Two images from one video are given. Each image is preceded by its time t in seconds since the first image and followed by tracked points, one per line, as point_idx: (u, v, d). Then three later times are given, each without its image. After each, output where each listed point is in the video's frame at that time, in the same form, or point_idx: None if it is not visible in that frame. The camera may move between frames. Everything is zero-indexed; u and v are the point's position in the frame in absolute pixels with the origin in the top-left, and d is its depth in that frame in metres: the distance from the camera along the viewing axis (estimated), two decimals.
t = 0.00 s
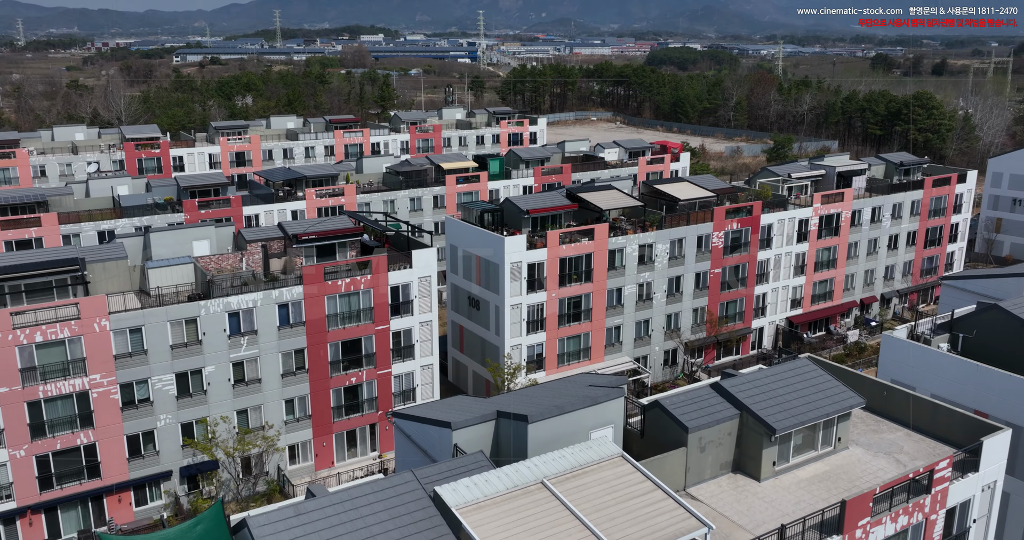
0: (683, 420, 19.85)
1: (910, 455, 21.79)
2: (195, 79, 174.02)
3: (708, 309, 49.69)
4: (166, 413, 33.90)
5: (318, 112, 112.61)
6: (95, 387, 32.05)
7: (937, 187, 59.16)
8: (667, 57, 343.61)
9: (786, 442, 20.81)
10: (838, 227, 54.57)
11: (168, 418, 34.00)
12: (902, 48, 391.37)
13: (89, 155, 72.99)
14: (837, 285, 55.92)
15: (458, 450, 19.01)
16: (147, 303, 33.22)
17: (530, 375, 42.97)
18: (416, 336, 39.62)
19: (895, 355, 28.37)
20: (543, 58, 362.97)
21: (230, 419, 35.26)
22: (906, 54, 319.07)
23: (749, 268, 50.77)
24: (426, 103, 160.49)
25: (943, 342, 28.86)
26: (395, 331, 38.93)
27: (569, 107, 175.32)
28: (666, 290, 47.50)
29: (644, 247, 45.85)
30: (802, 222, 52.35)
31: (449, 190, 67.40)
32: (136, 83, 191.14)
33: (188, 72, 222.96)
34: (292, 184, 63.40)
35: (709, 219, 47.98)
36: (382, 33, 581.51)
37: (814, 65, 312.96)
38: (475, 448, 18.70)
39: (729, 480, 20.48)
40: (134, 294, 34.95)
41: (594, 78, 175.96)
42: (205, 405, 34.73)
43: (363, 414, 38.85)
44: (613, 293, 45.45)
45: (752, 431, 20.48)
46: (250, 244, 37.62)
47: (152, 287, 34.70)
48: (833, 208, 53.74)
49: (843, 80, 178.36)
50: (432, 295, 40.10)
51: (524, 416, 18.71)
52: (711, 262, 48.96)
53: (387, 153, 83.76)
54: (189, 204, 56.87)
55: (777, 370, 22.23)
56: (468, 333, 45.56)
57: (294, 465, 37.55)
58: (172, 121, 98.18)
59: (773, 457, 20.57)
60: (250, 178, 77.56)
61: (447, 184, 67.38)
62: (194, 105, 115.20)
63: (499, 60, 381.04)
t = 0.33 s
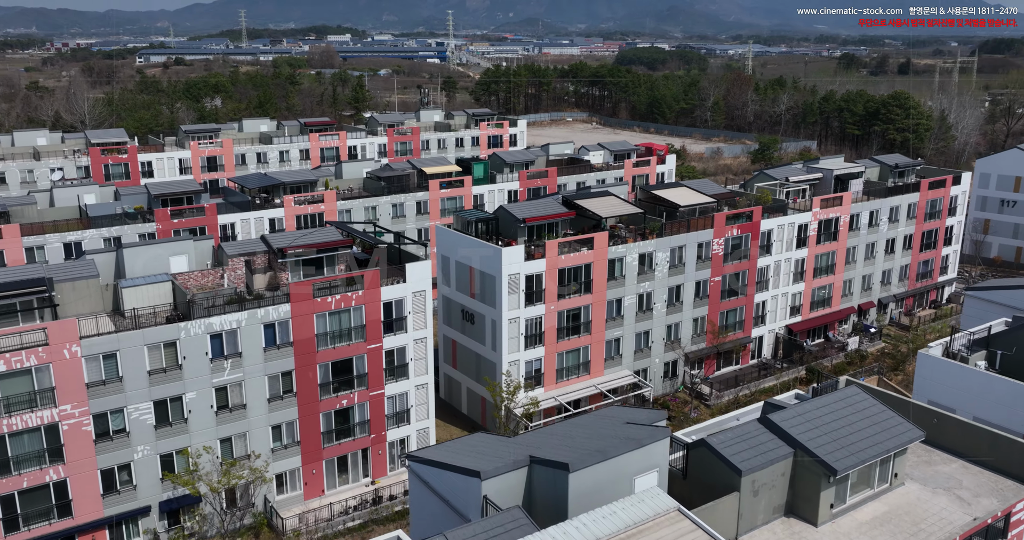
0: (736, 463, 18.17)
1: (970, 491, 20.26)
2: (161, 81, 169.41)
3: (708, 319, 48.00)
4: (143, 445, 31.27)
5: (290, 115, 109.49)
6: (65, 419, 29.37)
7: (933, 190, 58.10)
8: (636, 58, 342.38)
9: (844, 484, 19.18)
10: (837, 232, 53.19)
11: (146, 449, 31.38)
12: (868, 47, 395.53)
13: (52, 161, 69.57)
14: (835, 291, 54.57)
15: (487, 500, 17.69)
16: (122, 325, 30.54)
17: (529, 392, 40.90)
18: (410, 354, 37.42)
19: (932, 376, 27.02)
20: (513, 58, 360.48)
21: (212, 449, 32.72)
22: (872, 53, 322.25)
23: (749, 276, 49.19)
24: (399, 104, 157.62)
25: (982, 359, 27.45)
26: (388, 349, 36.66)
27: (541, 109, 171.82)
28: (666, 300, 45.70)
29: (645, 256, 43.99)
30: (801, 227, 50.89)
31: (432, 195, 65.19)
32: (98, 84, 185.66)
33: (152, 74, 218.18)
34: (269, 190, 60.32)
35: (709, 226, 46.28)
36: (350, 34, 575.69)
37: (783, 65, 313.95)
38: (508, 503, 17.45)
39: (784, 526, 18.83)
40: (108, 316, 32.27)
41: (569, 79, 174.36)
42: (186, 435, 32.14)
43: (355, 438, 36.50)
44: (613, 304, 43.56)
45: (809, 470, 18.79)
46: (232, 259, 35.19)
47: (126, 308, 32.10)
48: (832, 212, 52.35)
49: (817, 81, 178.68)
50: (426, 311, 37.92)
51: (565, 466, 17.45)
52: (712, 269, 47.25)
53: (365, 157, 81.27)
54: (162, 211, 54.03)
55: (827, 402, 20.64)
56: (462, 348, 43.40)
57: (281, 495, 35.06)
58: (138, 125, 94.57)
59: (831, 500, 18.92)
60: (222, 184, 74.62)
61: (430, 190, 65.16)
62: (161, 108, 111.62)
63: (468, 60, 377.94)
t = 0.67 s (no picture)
0: (806, 516, 19.01)
1: None
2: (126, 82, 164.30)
3: (711, 329, 46.24)
4: (121, 481, 28.66)
5: (263, 117, 106.03)
6: (34, 457, 26.78)
7: (931, 193, 56.94)
8: (607, 58, 340.68)
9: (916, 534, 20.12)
10: (838, 238, 51.69)
11: (123, 486, 28.78)
12: (837, 47, 398.98)
13: (14, 167, 66.02)
14: (836, 298, 53.09)
15: None
16: (96, 352, 27.97)
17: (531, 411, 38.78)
18: (406, 376, 35.16)
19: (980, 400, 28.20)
20: (484, 58, 357.27)
21: (196, 484, 30.20)
22: (840, 53, 324.59)
23: (750, 285, 47.51)
24: (374, 105, 154.33)
25: None
26: (383, 371, 34.32)
27: (520, 109, 170.77)
28: (669, 311, 43.83)
29: (647, 266, 42.05)
30: (802, 233, 49.30)
31: (417, 201, 62.62)
32: (60, 86, 179.84)
33: (117, 75, 212.80)
34: (246, 198, 58.25)
35: (712, 233, 44.47)
36: (319, 34, 568.94)
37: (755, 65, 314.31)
38: None
39: None
40: (79, 340, 29.59)
41: (545, 79, 172.22)
42: (168, 468, 29.59)
43: (348, 466, 34.13)
44: (615, 316, 41.57)
45: (880, 518, 19.85)
46: (215, 275, 32.51)
47: (101, 333, 29.47)
48: (834, 217, 50.81)
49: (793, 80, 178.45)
50: (423, 328, 35.71)
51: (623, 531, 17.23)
52: (714, 278, 45.46)
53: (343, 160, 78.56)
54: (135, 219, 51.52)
55: (884, 444, 21.55)
56: (457, 365, 41.16)
57: (271, 529, 32.64)
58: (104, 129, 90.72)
59: None
60: (195, 191, 71.59)
61: (414, 195, 62.66)
62: (129, 110, 107.88)
63: (440, 60, 374.21)
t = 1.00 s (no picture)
0: None
1: None
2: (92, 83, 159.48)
3: (716, 341, 44.46)
4: (98, 524, 26.15)
5: (237, 120, 102.87)
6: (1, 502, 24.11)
7: (932, 196, 55.69)
8: (580, 58, 338.54)
9: None
10: (842, 243, 50.17)
11: (101, 529, 26.26)
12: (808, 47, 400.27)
13: None
14: (840, 304, 51.58)
15: None
16: (70, 384, 25.38)
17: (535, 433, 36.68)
18: (405, 399, 32.89)
19: None
20: (457, 58, 353.74)
21: (181, 523, 27.73)
22: (812, 53, 325.46)
23: (756, 294, 45.77)
24: (349, 106, 151.15)
25: None
26: (381, 395, 32.04)
27: (498, 110, 168.44)
28: (675, 323, 41.93)
29: (653, 276, 40.13)
30: (807, 239, 47.69)
31: (403, 207, 60.26)
32: (22, 87, 174.24)
33: (84, 76, 208.48)
34: (224, 206, 55.21)
35: (718, 241, 42.64)
36: (289, 33, 561.78)
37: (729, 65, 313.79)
38: None
39: None
40: (52, 370, 26.93)
41: (523, 79, 170.10)
42: (150, 508, 27.10)
43: (344, 497, 31.77)
44: (621, 330, 39.59)
45: None
46: (198, 296, 30.10)
47: (75, 363, 26.86)
48: (838, 222, 49.26)
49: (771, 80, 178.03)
50: (422, 348, 33.49)
51: None
52: (720, 288, 43.68)
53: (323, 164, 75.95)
54: (106, 231, 48.49)
55: (965, 497, 21.66)
56: (456, 383, 38.96)
57: None
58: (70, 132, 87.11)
59: None
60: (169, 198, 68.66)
61: (400, 201, 60.36)
62: (96, 113, 104.33)
63: (412, 60, 370.15)
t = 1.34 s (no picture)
0: None
1: None
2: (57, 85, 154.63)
3: (724, 354, 42.65)
4: None
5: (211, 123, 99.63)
6: None
7: (935, 200, 54.36)
8: (554, 58, 336.36)
9: None
10: (848, 249, 48.62)
11: None
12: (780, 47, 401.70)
13: None
14: (845, 312, 50.06)
15: None
16: (40, 422, 22.81)
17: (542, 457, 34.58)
18: (406, 426, 30.62)
19: None
20: (430, 58, 349.98)
21: None
22: (785, 54, 325.88)
23: (763, 304, 44.06)
24: (325, 108, 147.93)
25: None
26: (381, 422, 29.73)
27: (476, 111, 165.96)
28: (683, 336, 40.04)
29: (662, 288, 38.19)
30: (814, 246, 46.07)
31: (389, 214, 57.69)
32: None
33: (49, 77, 203.34)
34: (203, 215, 52.32)
35: (727, 250, 40.83)
36: (258, 33, 554.26)
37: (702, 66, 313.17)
38: None
39: None
40: (20, 406, 24.34)
41: (501, 79, 167.81)
42: None
43: (342, 534, 29.42)
44: (628, 346, 37.60)
45: None
46: (181, 319, 27.48)
47: (46, 398, 24.27)
48: (844, 228, 47.70)
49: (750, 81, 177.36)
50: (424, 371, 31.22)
51: None
52: (728, 299, 41.87)
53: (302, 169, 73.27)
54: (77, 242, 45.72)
55: None
56: (456, 404, 36.75)
57: None
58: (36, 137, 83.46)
59: None
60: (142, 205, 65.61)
61: (386, 208, 57.84)
62: (63, 115, 100.46)
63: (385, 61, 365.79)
